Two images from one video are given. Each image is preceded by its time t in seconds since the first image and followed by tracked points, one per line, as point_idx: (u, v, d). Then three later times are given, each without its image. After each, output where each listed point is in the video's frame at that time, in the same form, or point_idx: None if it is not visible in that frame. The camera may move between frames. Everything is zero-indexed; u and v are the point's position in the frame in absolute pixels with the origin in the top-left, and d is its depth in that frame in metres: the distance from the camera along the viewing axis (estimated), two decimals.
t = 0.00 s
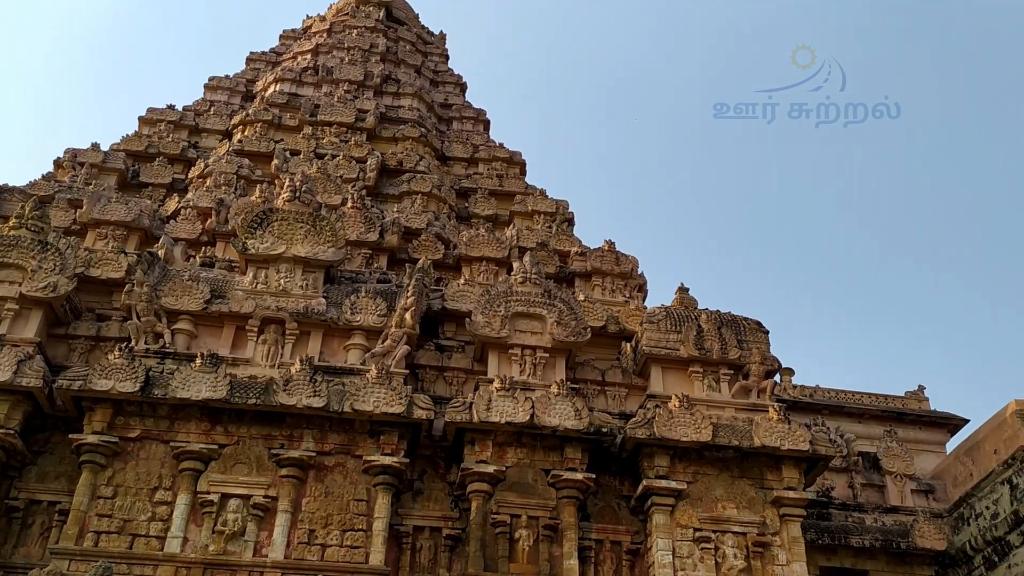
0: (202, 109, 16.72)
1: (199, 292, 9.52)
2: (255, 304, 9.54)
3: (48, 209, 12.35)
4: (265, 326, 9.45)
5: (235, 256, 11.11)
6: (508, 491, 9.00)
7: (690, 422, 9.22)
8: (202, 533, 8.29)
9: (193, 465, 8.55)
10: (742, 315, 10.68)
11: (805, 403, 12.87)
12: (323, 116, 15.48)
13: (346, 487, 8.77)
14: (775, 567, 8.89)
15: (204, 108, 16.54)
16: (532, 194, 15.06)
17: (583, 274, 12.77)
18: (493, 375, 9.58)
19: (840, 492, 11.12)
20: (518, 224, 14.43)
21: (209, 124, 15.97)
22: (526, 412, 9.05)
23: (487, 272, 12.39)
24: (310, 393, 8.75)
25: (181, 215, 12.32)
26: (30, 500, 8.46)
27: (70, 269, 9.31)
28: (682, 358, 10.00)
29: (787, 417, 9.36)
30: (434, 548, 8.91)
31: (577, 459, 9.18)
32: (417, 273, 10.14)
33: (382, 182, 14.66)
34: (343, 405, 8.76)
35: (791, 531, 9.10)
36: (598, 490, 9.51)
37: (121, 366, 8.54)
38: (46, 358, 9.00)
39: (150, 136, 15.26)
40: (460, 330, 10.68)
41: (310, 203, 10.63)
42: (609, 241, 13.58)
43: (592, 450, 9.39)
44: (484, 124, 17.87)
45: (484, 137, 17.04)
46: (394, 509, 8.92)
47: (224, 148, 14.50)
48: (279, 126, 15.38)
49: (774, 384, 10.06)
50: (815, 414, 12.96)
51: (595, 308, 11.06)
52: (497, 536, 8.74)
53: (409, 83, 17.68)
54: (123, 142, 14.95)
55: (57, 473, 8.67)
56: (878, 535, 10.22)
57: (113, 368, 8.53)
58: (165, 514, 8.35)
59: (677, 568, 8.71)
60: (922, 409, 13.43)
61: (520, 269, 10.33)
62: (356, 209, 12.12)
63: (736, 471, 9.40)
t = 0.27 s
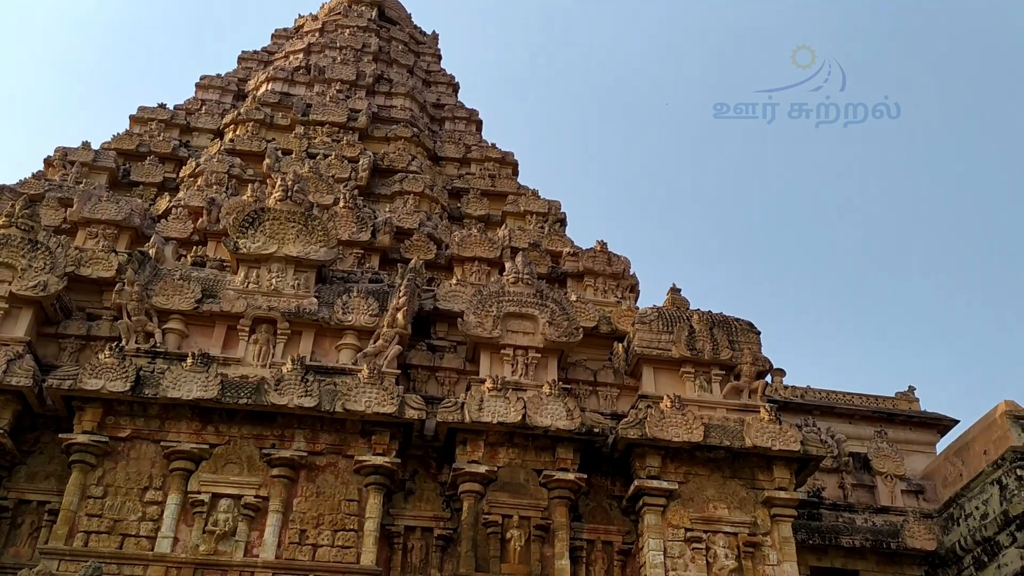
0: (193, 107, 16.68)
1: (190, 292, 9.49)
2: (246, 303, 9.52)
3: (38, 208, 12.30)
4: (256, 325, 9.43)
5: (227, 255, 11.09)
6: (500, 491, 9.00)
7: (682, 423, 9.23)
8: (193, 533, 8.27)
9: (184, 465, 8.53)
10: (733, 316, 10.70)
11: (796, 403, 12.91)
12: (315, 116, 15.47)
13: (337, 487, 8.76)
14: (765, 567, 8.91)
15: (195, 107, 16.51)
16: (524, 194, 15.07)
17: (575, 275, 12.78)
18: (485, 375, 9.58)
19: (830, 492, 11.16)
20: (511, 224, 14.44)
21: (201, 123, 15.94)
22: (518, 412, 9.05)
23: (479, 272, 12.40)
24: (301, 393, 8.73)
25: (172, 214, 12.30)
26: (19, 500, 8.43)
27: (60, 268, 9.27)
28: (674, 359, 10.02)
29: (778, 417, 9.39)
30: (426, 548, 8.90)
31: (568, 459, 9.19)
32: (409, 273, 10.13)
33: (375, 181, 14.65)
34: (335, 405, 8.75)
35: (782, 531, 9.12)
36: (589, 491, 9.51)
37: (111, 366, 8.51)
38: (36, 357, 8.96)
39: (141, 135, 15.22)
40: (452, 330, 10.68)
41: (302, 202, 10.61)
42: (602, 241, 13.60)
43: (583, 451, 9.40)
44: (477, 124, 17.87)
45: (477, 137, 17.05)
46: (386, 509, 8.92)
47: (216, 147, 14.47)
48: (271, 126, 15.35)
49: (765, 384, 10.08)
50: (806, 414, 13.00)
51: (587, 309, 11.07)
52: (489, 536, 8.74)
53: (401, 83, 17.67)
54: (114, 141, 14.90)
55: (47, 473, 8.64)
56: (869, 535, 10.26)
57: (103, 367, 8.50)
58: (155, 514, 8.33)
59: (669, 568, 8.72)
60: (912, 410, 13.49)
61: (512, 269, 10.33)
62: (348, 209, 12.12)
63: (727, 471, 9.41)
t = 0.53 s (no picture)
0: (186, 101, 16.62)
1: (183, 286, 9.48)
2: (240, 298, 9.51)
3: (30, 202, 12.26)
4: (250, 320, 9.42)
5: (220, 249, 11.07)
6: (494, 485, 9.01)
7: (676, 417, 9.25)
8: (187, 527, 8.27)
9: (178, 459, 8.52)
10: (727, 311, 10.72)
11: (790, 398, 12.95)
12: (309, 110, 15.44)
13: (332, 481, 8.77)
14: (759, 560, 8.94)
15: (188, 100, 16.46)
16: (518, 189, 15.07)
17: (569, 270, 12.78)
18: (479, 370, 9.58)
19: (823, 486, 11.20)
20: (505, 219, 14.44)
21: (193, 116, 15.90)
22: (512, 407, 9.06)
23: (473, 267, 12.41)
24: (295, 387, 8.72)
25: (165, 208, 12.27)
26: (12, 494, 8.42)
27: (53, 262, 9.25)
28: (668, 353, 10.03)
29: (771, 412, 9.41)
30: (420, 543, 8.92)
31: (563, 453, 9.20)
32: (403, 267, 10.12)
33: (368, 176, 14.64)
34: (329, 399, 8.75)
35: (775, 525, 9.15)
36: (583, 485, 9.53)
37: (104, 360, 8.50)
38: (29, 352, 8.95)
39: (133, 129, 15.17)
40: (446, 325, 10.68)
41: (295, 196, 10.60)
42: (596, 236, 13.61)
43: (578, 445, 9.41)
44: (471, 118, 17.85)
45: (471, 131, 17.03)
46: (380, 503, 8.92)
47: (209, 141, 14.43)
48: (264, 119, 15.31)
49: (759, 379, 10.10)
50: (799, 409, 13.04)
51: (581, 304, 11.07)
52: (483, 531, 8.75)
53: (395, 77, 17.64)
54: (106, 134, 14.86)
55: (40, 467, 8.63)
56: (861, 529, 10.30)
57: (96, 362, 8.49)
58: (149, 508, 8.33)
59: (662, 562, 8.75)
60: (905, 405, 13.53)
61: (506, 264, 10.33)
62: (342, 203, 12.10)
63: (721, 465, 9.44)
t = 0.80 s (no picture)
0: (177, 77, 16.51)
1: (177, 263, 9.46)
2: (233, 276, 9.50)
3: (22, 178, 12.20)
4: (243, 298, 9.42)
5: (213, 226, 11.04)
6: (488, 462, 9.05)
7: (669, 394, 9.28)
8: (182, 504, 8.30)
9: (173, 437, 8.54)
10: (721, 289, 10.74)
11: (783, 375, 13.01)
12: (301, 86, 15.35)
13: (326, 459, 8.80)
14: (751, 536, 9.02)
15: (179, 76, 16.34)
16: (513, 166, 15.03)
17: (563, 248, 12.79)
18: (473, 347, 9.60)
19: (815, 463, 11.27)
20: (499, 197, 14.41)
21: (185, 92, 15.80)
22: (506, 384, 9.09)
23: (467, 244, 12.40)
24: (289, 365, 8.73)
25: (158, 185, 12.23)
26: (7, 471, 8.44)
27: (45, 239, 9.21)
28: (662, 331, 10.06)
29: (764, 389, 9.45)
30: (415, 519, 8.97)
31: (557, 430, 9.24)
32: (397, 245, 10.10)
33: (361, 153, 14.58)
34: (323, 376, 8.76)
35: (768, 501, 9.22)
36: (577, 462, 9.58)
37: (98, 338, 8.50)
38: (22, 329, 8.94)
39: (125, 105, 15.07)
40: (441, 303, 10.69)
41: (288, 173, 10.57)
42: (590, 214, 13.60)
43: (571, 422, 9.45)
44: (465, 95, 17.77)
45: (465, 109, 16.96)
46: (374, 480, 8.96)
47: (201, 117, 14.35)
48: (257, 96, 15.22)
49: (753, 356, 10.14)
50: (792, 386, 13.11)
51: (575, 282, 11.08)
52: (477, 507, 8.80)
53: (389, 53, 17.52)
54: (98, 111, 14.77)
55: (34, 444, 8.65)
56: (853, 505, 10.38)
57: (90, 339, 8.48)
58: (144, 485, 8.35)
59: (655, 538, 8.81)
60: (898, 382, 13.60)
61: (500, 242, 10.33)
62: (336, 180, 12.07)
63: (714, 442, 9.49)
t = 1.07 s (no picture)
0: (168, 43, 16.35)
1: (170, 231, 9.43)
2: (227, 244, 9.47)
3: (12, 145, 12.11)
4: (237, 266, 9.40)
5: (206, 194, 10.99)
6: (483, 429, 9.09)
7: (663, 361, 9.31)
8: (178, 470, 8.35)
9: (168, 404, 8.57)
10: (716, 257, 10.73)
11: (777, 343, 13.05)
12: (293, 53, 15.22)
13: (321, 426, 8.84)
14: (743, 502, 9.11)
15: (170, 42, 16.17)
16: (507, 134, 14.94)
17: (558, 216, 12.77)
18: (468, 315, 9.61)
19: (808, 430, 11.35)
20: (493, 164, 14.35)
21: (176, 59, 15.65)
22: (501, 352, 9.11)
23: (461, 212, 12.38)
24: (284, 333, 8.74)
25: (150, 151, 12.18)
26: (3, 438, 8.47)
27: (37, 207, 9.15)
28: (657, 299, 10.07)
29: (758, 356, 9.49)
30: (410, 485, 9.04)
31: (551, 398, 9.29)
32: (391, 213, 10.06)
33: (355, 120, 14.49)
34: (318, 344, 8.77)
35: (760, 468, 9.30)
36: (571, 429, 9.64)
37: (91, 305, 8.49)
38: (15, 297, 8.92)
39: (115, 71, 14.93)
40: (435, 272, 10.68)
41: (281, 140, 10.51)
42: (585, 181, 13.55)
43: (566, 390, 9.49)
44: (459, 62, 17.61)
45: (459, 75, 16.83)
46: (370, 447, 9.00)
47: (192, 84, 14.22)
48: (249, 62, 15.07)
49: (747, 324, 10.17)
50: (786, 354, 13.17)
51: (570, 250, 11.07)
52: (472, 474, 8.86)
53: (382, 18, 17.33)
54: (88, 77, 14.63)
55: (30, 411, 8.68)
56: (845, 471, 10.47)
57: (84, 307, 8.47)
58: (140, 452, 8.39)
59: (649, 504, 8.89)
60: (890, 350, 13.67)
61: (495, 211, 10.30)
62: (329, 147, 12.00)
63: (707, 410, 9.55)
